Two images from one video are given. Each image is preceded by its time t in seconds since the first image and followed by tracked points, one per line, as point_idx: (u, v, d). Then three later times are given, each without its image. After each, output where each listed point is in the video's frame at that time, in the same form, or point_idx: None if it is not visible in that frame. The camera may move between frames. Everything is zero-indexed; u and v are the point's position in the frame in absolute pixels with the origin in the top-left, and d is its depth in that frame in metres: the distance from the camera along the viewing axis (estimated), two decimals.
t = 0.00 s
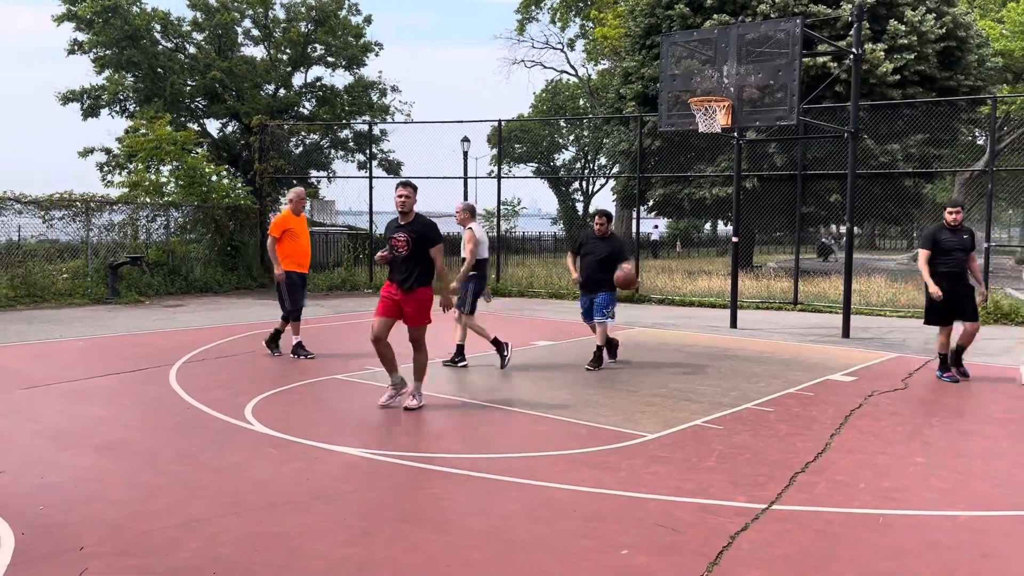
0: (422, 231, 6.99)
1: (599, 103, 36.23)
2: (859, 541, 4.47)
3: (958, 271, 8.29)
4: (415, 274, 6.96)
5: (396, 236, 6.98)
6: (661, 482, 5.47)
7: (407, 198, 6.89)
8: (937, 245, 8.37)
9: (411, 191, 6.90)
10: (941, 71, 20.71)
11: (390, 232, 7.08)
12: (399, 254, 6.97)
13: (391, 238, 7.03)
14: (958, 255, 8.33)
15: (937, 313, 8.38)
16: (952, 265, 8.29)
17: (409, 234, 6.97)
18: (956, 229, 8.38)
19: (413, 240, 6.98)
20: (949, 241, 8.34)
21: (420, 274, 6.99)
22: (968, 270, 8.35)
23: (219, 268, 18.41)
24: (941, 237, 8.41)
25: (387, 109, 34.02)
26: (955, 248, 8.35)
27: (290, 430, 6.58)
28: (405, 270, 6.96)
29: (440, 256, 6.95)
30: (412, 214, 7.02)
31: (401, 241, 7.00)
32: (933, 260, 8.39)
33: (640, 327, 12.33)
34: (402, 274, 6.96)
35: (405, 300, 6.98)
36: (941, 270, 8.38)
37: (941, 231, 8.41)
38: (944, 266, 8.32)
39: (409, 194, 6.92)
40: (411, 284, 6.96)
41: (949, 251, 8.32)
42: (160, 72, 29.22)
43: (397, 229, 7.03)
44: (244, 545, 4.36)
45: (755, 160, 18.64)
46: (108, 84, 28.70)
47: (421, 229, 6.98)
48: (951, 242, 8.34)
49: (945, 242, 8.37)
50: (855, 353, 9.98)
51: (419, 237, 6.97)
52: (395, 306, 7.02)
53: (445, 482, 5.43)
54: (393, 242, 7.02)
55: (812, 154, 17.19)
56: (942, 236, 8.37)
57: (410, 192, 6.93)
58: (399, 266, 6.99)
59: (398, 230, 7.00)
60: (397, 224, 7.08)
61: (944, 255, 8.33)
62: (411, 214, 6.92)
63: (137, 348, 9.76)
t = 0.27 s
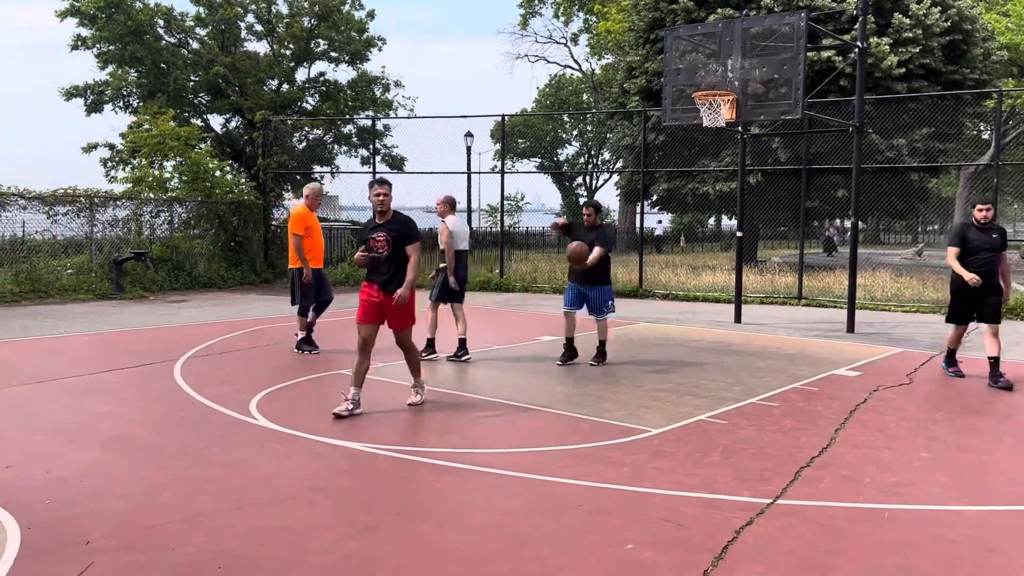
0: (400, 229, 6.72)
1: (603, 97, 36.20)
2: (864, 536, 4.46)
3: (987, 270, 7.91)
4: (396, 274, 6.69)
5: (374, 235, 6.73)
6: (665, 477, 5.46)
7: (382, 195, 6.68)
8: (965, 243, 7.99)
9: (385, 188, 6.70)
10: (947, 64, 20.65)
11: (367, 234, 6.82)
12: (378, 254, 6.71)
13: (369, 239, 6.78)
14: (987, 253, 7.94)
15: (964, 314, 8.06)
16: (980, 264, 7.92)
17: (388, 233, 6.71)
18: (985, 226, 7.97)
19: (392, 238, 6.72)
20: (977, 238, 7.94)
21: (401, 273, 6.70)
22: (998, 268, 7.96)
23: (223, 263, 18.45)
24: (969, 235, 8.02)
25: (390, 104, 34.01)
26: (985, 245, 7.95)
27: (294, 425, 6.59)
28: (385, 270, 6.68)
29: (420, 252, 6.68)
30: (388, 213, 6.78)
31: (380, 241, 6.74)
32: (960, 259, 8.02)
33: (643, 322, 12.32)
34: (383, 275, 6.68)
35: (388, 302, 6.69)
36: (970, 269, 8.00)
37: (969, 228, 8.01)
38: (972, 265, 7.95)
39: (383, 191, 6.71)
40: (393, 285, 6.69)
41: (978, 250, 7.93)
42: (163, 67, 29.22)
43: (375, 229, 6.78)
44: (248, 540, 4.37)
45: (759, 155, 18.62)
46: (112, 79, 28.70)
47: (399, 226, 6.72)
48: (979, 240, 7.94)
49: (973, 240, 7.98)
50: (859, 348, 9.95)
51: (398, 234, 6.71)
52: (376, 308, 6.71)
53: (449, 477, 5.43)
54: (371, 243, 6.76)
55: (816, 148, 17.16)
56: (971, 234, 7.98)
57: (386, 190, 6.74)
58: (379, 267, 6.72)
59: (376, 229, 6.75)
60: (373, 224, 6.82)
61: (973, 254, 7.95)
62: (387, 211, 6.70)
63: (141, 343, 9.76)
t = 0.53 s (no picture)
0: (387, 222, 6.65)
1: (606, 95, 36.18)
2: (871, 533, 4.47)
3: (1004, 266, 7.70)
4: (384, 267, 6.65)
5: (360, 227, 6.62)
6: (671, 474, 5.48)
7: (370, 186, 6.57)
8: (983, 238, 7.85)
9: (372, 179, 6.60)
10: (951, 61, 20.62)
11: (350, 225, 6.69)
12: (365, 246, 6.64)
13: (354, 230, 6.66)
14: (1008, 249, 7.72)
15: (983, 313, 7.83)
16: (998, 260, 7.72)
17: (375, 225, 6.63)
18: (1010, 221, 7.77)
19: (380, 230, 6.65)
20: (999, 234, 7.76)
21: (387, 267, 6.66)
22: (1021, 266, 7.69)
23: (228, 261, 18.49)
24: (991, 229, 7.87)
25: (394, 102, 34.01)
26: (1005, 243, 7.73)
27: (301, 421, 6.61)
28: (371, 263, 6.63)
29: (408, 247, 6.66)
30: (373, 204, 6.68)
31: (366, 233, 6.64)
32: (979, 254, 7.89)
33: (647, 319, 12.32)
34: (371, 268, 6.62)
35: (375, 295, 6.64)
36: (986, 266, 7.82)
37: (990, 223, 7.87)
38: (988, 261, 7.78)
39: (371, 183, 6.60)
40: (378, 279, 6.63)
41: (996, 245, 7.76)
42: (168, 65, 29.24)
43: (360, 221, 6.67)
44: (257, 536, 4.38)
45: (763, 152, 18.60)
46: (116, 78, 28.74)
47: (387, 220, 6.64)
48: (999, 236, 7.76)
49: (992, 235, 7.81)
50: (865, 345, 9.96)
51: (386, 227, 6.63)
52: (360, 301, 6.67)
53: (455, 474, 5.44)
54: (356, 235, 6.65)
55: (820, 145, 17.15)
56: (991, 229, 7.83)
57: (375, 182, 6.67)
58: (366, 258, 6.64)
59: (362, 221, 6.65)
60: (357, 216, 6.71)
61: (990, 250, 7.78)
62: (375, 204, 6.61)
63: (147, 341, 9.80)
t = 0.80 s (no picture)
0: (380, 224, 6.36)
1: (613, 92, 36.14)
2: (881, 531, 4.46)
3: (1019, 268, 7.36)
4: (374, 269, 6.30)
5: (353, 226, 6.26)
6: (680, 471, 5.47)
7: (368, 184, 6.26)
8: (1000, 241, 7.60)
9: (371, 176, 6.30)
10: (959, 58, 20.55)
11: (340, 224, 6.31)
12: (356, 246, 6.26)
13: (344, 228, 6.27)
14: None
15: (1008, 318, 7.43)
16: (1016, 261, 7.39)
17: (368, 225, 6.31)
18: None
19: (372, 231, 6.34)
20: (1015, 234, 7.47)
21: (376, 271, 6.33)
22: None
23: (234, 258, 18.54)
24: (1009, 233, 7.57)
25: (399, 99, 34.01)
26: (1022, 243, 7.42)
27: (309, 418, 6.62)
28: (362, 265, 6.26)
29: (398, 252, 6.44)
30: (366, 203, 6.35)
31: (358, 232, 6.28)
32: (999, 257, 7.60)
33: (654, 317, 12.31)
34: (361, 270, 6.25)
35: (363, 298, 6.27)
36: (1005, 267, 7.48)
37: (1009, 225, 7.61)
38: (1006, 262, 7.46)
39: (369, 181, 6.29)
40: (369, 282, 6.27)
41: (1012, 246, 7.47)
42: (175, 63, 29.29)
43: (351, 219, 6.30)
44: (267, 533, 4.39)
45: (770, 150, 18.57)
46: (123, 75, 28.81)
47: (381, 221, 6.37)
48: (1015, 238, 7.48)
49: (1009, 237, 7.54)
50: (873, 343, 9.94)
51: (379, 229, 6.35)
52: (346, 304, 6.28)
53: (464, 470, 5.45)
54: (347, 234, 6.27)
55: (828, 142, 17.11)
56: (1008, 231, 7.56)
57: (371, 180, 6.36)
58: (356, 260, 6.25)
59: (355, 220, 6.29)
60: (348, 214, 6.34)
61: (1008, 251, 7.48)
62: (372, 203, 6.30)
63: (154, 338, 9.82)
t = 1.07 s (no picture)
0: (375, 222, 6.33)
1: (617, 91, 36.13)
2: (887, 531, 4.45)
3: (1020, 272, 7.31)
4: (370, 269, 6.25)
5: (353, 223, 6.15)
6: (685, 471, 5.47)
7: (369, 181, 6.20)
8: (1005, 238, 7.45)
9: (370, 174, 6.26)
10: (965, 57, 20.50)
11: (337, 220, 6.16)
12: (355, 244, 6.15)
13: (343, 226, 6.14)
14: None
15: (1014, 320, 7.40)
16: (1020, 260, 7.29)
17: (365, 224, 6.23)
18: None
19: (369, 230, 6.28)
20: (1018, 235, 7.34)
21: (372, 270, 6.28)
22: None
23: (239, 257, 18.57)
24: (1015, 229, 7.40)
25: (404, 98, 34.02)
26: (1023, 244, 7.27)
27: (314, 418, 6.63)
28: (361, 264, 6.18)
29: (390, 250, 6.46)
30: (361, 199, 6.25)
31: (356, 230, 6.17)
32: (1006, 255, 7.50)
33: (659, 316, 12.29)
34: (361, 270, 6.16)
35: (360, 297, 6.18)
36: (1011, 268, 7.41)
37: (1015, 221, 7.42)
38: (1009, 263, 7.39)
39: (368, 178, 6.24)
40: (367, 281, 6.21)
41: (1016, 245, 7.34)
42: (180, 62, 29.34)
43: (348, 217, 6.18)
44: (273, 531, 4.40)
45: (776, 149, 18.55)
46: (129, 74, 28.87)
47: (376, 220, 6.33)
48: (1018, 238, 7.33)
49: (1014, 236, 7.38)
50: (878, 343, 9.92)
51: (375, 227, 6.31)
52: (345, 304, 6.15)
53: (469, 470, 5.46)
54: (346, 231, 6.15)
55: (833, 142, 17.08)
56: (1014, 228, 7.40)
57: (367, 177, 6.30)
58: (355, 259, 6.15)
59: (353, 217, 6.19)
60: (344, 210, 6.21)
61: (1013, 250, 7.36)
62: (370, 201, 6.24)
63: (159, 337, 9.85)
